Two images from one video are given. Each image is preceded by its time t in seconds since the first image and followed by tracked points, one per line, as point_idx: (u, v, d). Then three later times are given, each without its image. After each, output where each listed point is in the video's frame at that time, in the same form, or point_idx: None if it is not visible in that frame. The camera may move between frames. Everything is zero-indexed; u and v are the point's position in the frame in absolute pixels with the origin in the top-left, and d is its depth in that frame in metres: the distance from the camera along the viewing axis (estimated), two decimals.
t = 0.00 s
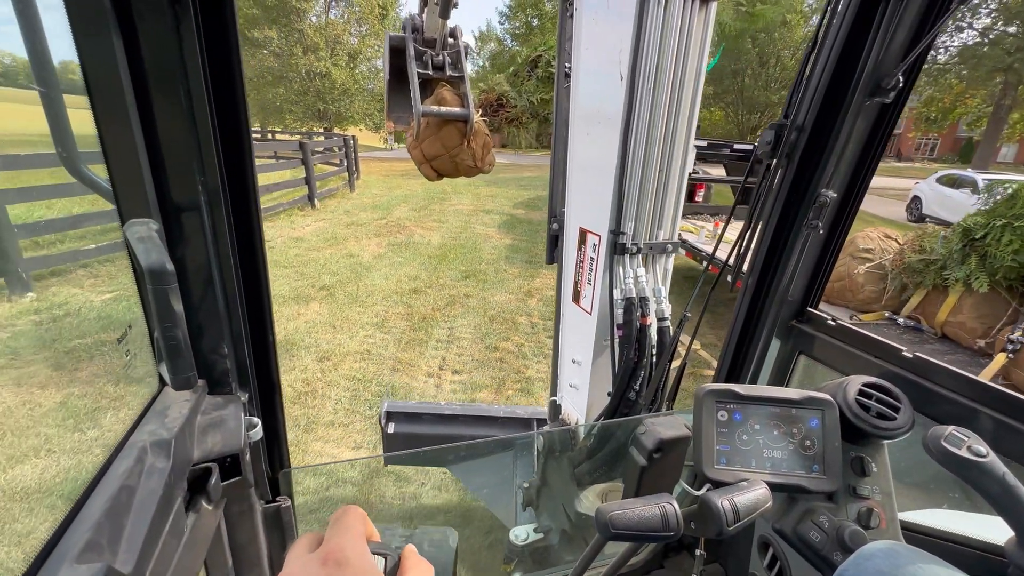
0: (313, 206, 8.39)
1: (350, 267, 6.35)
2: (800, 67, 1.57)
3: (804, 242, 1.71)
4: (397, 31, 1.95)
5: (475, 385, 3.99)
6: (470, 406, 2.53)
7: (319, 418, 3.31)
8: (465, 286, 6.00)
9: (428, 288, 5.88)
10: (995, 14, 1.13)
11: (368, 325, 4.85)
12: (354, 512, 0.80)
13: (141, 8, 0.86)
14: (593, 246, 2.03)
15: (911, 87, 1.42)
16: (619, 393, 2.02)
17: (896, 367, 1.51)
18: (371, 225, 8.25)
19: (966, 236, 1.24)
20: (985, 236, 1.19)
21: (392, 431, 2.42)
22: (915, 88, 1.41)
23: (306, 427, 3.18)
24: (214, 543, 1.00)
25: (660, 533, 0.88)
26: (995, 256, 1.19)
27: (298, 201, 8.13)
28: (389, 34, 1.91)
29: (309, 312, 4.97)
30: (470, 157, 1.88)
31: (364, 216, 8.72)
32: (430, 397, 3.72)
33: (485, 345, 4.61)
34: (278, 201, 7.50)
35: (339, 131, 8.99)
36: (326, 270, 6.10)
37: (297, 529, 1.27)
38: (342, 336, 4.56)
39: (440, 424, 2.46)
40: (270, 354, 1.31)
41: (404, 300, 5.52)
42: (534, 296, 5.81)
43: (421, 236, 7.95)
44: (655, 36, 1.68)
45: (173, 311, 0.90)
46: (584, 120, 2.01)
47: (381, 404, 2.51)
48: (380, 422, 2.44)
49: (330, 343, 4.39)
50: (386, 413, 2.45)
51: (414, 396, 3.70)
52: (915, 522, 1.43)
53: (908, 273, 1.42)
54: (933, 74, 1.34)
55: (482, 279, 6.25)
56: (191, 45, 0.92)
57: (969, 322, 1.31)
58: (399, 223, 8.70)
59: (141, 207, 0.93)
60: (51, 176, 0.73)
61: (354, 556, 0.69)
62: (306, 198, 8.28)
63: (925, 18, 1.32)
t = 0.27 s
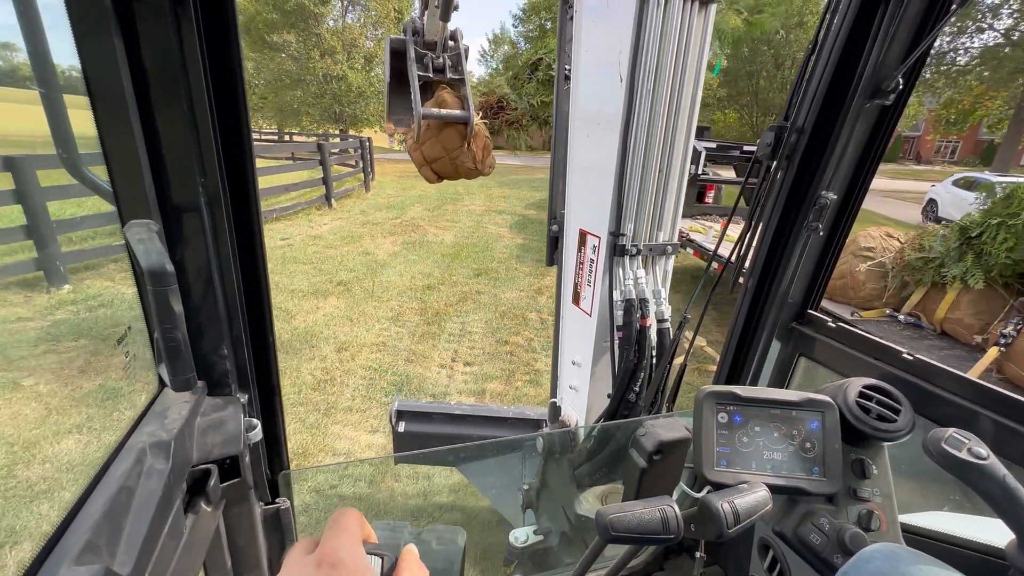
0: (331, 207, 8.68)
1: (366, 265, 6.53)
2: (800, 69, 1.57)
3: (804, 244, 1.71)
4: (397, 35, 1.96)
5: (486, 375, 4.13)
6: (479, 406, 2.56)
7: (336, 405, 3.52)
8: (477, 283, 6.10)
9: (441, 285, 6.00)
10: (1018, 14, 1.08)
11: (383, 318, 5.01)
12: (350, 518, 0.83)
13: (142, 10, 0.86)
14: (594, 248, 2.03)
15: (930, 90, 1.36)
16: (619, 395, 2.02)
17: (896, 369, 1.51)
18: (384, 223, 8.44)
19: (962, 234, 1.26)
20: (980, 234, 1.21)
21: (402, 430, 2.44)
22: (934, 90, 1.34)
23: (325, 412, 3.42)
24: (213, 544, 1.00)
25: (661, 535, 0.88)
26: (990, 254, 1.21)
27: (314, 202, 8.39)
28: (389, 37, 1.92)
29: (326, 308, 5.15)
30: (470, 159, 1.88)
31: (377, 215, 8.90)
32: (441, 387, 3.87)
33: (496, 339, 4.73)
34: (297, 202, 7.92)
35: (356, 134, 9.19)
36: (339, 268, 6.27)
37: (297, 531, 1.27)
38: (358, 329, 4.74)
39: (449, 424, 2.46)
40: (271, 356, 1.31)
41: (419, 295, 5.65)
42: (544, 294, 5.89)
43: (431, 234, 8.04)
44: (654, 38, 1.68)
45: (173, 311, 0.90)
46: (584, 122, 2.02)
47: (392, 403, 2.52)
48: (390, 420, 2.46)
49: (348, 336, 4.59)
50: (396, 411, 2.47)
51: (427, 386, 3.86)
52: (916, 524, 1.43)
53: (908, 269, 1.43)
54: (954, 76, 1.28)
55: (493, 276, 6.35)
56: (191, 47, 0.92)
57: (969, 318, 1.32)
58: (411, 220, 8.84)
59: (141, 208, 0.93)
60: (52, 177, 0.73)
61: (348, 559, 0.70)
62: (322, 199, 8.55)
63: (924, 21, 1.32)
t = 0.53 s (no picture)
0: (348, 207, 8.94)
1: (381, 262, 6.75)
2: (799, 68, 1.57)
3: (803, 243, 1.72)
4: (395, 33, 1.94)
5: (496, 367, 4.36)
6: (488, 404, 2.56)
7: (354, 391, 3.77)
8: (489, 281, 6.30)
9: (454, 282, 6.20)
10: None
11: (399, 312, 5.27)
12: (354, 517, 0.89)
13: (140, 9, 0.86)
14: (592, 248, 2.03)
15: (949, 91, 1.27)
16: (618, 395, 2.02)
17: (894, 368, 1.51)
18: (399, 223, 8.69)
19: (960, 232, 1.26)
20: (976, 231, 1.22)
21: (413, 427, 2.45)
22: (954, 92, 1.25)
23: (343, 399, 3.65)
24: (212, 545, 1.00)
25: (660, 533, 0.88)
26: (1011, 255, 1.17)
27: (330, 202, 8.61)
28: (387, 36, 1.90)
29: (343, 304, 5.35)
30: (468, 158, 1.88)
31: (393, 215, 9.10)
32: (453, 376, 4.11)
33: (507, 334, 4.92)
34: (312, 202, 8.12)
35: (369, 134, 9.35)
36: (352, 266, 6.48)
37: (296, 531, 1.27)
38: (374, 322, 4.98)
39: (460, 422, 2.47)
40: (270, 356, 1.31)
41: (433, 292, 5.90)
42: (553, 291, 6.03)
43: (443, 233, 8.24)
44: (653, 38, 1.68)
45: (171, 312, 0.90)
46: (582, 122, 2.02)
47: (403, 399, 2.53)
48: (401, 417, 2.47)
49: (365, 328, 4.84)
50: (407, 408, 2.47)
51: (439, 374, 4.11)
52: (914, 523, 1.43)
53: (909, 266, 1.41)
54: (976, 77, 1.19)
55: (503, 273, 6.49)
56: (189, 47, 0.92)
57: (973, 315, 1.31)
58: (427, 220, 9.01)
59: (140, 208, 0.93)
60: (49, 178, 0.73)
61: (347, 558, 0.74)
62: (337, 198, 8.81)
63: (922, 21, 1.32)
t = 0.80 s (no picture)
0: (363, 206, 9.13)
1: (394, 259, 6.92)
2: (793, 67, 1.58)
3: (798, 242, 1.72)
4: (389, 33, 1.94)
5: (507, 358, 4.53)
6: (496, 402, 2.58)
7: (370, 380, 3.95)
8: (501, 278, 6.45)
9: (465, 279, 6.38)
10: None
11: (412, 306, 5.45)
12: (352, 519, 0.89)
13: (133, 8, 0.85)
14: (589, 246, 2.03)
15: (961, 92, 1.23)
16: (614, 393, 2.03)
17: (889, 365, 1.53)
18: (413, 222, 8.84)
19: (955, 230, 1.28)
20: (971, 228, 1.24)
21: (422, 423, 2.47)
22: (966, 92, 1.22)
23: (359, 386, 3.82)
24: (209, 546, 1.00)
25: (656, 530, 0.89)
26: None
27: (343, 200, 8.80)
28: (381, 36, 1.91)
29: (359, 298, 5.55)
30: (464, 158, 1.88)
31: (406, 214, 9.25)
32: (465, 367, 4.30)
33: (515, 329, 5.05)
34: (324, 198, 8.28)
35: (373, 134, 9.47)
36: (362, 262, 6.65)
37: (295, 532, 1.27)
38: (388, 316, 5.17)
39: (468, 420, 2.49)
40: (266, 356, 1.31)
41: (444, 287, 6.06)
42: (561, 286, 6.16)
43: (453, 232, 8.37)
44: (648, 38, 1.68)
45: (167, 313, 0.90)
46: (578, 121, 2.02)
47: (410, 398, 2.58)
48: (412, 414, 2.50)
49: (381, 320, 5.07)
50: (416, 406, 2.51)
51: (451, 365, 4.32)
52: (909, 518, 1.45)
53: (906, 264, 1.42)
54: (993, 79, 1.15)
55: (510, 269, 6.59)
56: (184, 49, 0.92)
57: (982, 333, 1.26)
58: (439, 220, 9.12)
59: (134, 208, 0.92)
60: (40, 179, 0.72)
61: (347, 560, 0.78)
62: (354, 198, 8.98)
63: (916, 20, 1.33)
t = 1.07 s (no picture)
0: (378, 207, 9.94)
1: (405, 257, 7.08)
2: (786, 67, 1.59)
3: (790, 240, 1.74)
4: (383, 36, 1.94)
5: (514, 349, 4.75)
6: (503, 399, 2.50)
7: (385, 368, 4.23)
8: (511, 276, 6.60)
9: (475, 275, 6.58)
10: None
11: (423, 302, 5.63)
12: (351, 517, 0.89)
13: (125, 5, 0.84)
14: (582, 245, 2.03)
15: (977, 92, 1.20)
16: (608, 390, 2.02)
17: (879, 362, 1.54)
18: (426, 222, 9.01)
19: (949, 227, 1.30)
20: (964, 224, 1.26)
21: (428, 420, 2.38)
22: (983, 93, 1.19)
23: (374, 375, 4.11)
24: (203, 546, 0.99)
25: (651, 526, 0.89)
26: None
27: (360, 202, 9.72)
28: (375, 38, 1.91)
29: (373, 294, 5.79)
30: (458, 160, 1.87)
31: (416, 214, 9.43)
32: (474, 357, 4.52)
33: (523, 324, 5.26)
34: (341, 199, 9.08)
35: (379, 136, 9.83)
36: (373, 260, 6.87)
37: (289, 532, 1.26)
38: (400, 309, 5.41)
39: (475, 416, 2.41)
40: (260, 356, 1.30)
41: (456, 285, 6.25)
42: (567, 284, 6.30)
43: (462, 231, 8.45)
44: (639, 37, 1.69)
45: (158, 312, 0.92)
46: (571, 121, 2.02)
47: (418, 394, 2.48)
48: (416, 410, 2.41)
49: (393, 314, 5.30)
50: (423, 403, 2.42)
51: (461, 356, 4.53)
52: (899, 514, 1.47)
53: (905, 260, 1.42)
54: (1011, 79, 1.15)
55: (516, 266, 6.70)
56: (176, 47, 0.92)
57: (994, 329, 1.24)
58: (450, 219, 9.19)
59: (125, 206, 0.91)
60: (29, 179, 0.72)
61: (347, 557, 0.77)
62: (369, 200, 9.83)
63: (906, 20, 1.34)
